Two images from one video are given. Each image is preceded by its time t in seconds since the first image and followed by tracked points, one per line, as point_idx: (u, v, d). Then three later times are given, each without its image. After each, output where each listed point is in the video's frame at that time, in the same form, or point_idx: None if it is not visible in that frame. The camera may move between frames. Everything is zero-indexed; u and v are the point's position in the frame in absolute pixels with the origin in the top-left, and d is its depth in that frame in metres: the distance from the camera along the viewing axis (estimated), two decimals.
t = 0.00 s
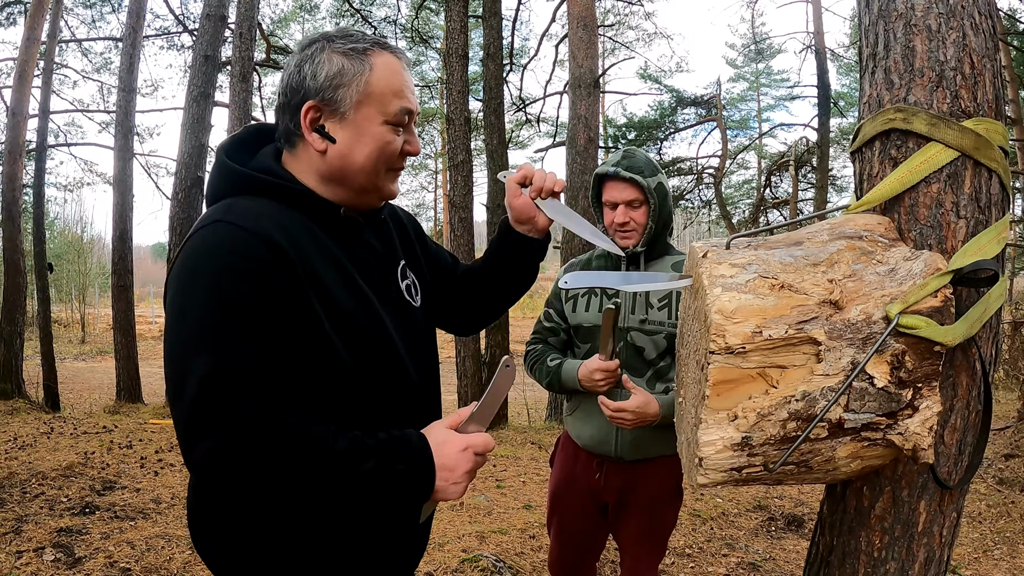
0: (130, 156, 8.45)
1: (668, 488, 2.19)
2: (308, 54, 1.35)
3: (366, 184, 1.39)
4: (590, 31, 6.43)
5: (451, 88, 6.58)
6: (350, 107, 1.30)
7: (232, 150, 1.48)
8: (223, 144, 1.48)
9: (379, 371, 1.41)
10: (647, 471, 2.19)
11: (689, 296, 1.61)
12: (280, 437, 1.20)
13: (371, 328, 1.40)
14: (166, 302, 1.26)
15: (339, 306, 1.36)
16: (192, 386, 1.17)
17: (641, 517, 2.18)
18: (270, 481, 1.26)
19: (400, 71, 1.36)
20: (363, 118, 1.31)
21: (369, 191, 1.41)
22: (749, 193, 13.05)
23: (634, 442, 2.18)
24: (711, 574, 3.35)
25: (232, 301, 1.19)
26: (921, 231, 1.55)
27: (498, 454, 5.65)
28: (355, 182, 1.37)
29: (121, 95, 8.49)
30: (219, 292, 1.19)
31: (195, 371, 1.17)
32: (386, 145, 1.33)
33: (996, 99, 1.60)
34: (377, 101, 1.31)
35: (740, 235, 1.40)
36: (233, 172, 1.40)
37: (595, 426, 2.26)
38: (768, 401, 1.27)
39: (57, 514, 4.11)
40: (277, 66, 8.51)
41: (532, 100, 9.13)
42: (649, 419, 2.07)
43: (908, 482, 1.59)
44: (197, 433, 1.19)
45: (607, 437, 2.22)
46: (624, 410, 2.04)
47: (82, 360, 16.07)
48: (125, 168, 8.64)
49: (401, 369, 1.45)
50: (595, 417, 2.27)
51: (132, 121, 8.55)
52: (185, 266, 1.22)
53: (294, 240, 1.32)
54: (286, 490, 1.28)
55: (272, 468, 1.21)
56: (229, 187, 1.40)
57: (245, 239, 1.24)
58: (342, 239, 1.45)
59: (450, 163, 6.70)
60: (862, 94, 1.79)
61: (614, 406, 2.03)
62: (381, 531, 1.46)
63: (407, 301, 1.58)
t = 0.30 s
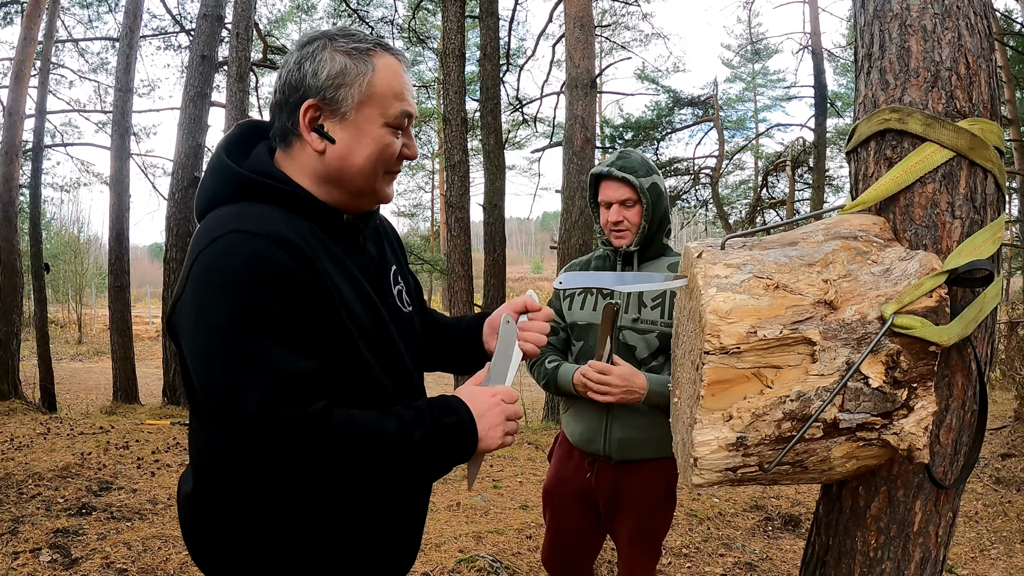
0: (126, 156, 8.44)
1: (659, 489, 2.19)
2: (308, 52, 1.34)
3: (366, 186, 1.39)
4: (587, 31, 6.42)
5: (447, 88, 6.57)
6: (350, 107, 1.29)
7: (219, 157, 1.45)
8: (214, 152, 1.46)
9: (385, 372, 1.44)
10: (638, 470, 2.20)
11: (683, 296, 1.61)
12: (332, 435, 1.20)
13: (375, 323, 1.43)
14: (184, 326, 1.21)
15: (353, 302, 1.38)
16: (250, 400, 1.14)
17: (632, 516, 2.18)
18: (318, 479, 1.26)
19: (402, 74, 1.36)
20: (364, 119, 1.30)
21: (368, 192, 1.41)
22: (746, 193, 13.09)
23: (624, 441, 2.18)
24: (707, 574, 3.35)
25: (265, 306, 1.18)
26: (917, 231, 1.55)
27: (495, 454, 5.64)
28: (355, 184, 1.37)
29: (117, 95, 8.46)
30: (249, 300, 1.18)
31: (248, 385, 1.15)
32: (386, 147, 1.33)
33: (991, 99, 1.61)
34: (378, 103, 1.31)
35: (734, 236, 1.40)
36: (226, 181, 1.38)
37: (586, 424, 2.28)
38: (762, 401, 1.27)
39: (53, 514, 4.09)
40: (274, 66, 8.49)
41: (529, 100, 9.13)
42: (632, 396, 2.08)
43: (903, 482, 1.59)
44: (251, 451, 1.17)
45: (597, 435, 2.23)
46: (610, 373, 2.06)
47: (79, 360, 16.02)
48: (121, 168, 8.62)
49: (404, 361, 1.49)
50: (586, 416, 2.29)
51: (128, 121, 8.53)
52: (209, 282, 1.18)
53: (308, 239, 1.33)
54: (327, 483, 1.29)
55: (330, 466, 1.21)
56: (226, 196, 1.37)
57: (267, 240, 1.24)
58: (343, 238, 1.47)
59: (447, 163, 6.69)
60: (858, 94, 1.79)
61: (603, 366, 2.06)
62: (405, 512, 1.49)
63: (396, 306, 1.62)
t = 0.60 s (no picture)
0: (123, 154, 8.41)
1: (639, 483, 2.17)
2: (330, 53, 1.32)
3: (374, 190, 1.38)
4: (584, 27, 6.41)
5: (444, 84, 6.56)
6: (364, 114, 1.29)
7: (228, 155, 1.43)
8: (227, 147, 1.44)
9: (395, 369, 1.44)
10: (616, 463, 2.19)
11: (678, 292, 1.60)
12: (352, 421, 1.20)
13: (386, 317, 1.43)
14: (199, 317, 1.20)
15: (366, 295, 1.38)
16: (270, 388, 1.14)
17: (612, 509, 2.18)
18: (334, 464, 1.26)
19: (419, 85, 1.35)
20: (377, 125, 1.29)
21: (376, 196, 1.40)
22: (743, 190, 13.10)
23: (599, 432, 2.18)
24: (704, 570, 3.35)
25: (286, 296, 1.18)
26: (913, 227, 1.54)
27: (493, 451, 5.63)
28: (362, 187, 1.36)
29: (113, 92, 8.43)
30: (269, 289, 1.17)
31: (269, 372, 1.14)
32: (395, 155, 1.32)
33: (989, 94, 1.60)
34: (392, 111, 1.29)
35: (730, 231, 1.40)
36: (235, 179, 1.36)
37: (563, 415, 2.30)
38: (758, 397, 1.27)
39: (50, 512, 4.07)
40: (270, 63, 8.46)
41: (526, 96, 9.12)
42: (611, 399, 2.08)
43: (900, 479, 1.58)
44: (271, 439, 1.16)
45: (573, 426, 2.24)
46: (592, 386, 2.04)
47: (76, 358, 15.98)
48: (117, 165, 8.59)
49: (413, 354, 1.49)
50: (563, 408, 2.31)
51: (124, 118, 8.50)
52: (227, 272, 1.17)
53: (323, 233, 1.33)
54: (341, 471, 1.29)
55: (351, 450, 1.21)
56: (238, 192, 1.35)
57: (284, 231, 1.23)
58: (353, 234, 1.46)
59: (444, 160, 6.67)
60: (855, 89, 1.78)
61: (586, 379, 2.01)
62: (408, 506, 1.48)
63: (401, 304, 1.61)
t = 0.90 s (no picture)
0: (119, 152, 8.38)
1: (621, 475, 2.17)
2: (342, 52, 1.31)
3: (376, 189, 1.37)
4: (581, 23, 6.39)
5: (440, 81, 6.54)
6: (370, 113, 1.27)
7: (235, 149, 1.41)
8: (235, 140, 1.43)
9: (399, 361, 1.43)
10: (596, 456, 2.20)
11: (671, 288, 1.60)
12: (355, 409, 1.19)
13: (390, 309, 1.42)
14: (204, 306, 1.19)
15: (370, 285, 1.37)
16: (273, 376, 1.12)
17: (596, 502, 2.18)
18: (335, 455, 1.25)
19: (427, 88, 1.33)
20: (382, 126, 1.28)
21: (379, 195, 1.39)
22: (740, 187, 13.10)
23: (580, 424, 2.18)
24: (701, 567, 3.34)
25: (291, 285, 1.17)
26: (910, 222, 1.53)
27: (490, 448, 5.62)
28: (366, 185, 1.35)
29: (109, 90, 8.41)
30: (273, 278, 1.16)
31: (273, 359, 1.13)
32: (398, 158, 1.31)
33: (985, 89, 1.59)
34: (398, 113, 1.28)
35: (725, 227, 1.39)
36: (240, 172, 1.34)
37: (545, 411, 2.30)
38: (753, 394, 1.26)
39: (47, 511, 4.06)
40: (267, 60, 8.42)
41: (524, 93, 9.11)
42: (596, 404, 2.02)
43: (896, 476, 1.57)
44: (274, 428, 1.15)
45: (554, 422, 2.25)
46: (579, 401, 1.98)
47: (74, 357, 15.93)
48: (114, 164, 8.56)
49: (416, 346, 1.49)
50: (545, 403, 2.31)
51: (121, 116, 8.47)
52: (233, 261, 1.16)
53: (328, 224, 1.32)
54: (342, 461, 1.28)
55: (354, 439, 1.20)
56: (243, 183, 1.33)
57: (289, 220, 1.22)
58: (358, 226, 1.45)
59: (440, 157, 6.66)
60: (851, 84, 1.77)
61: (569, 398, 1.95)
62: (410, 502, 1.47)
63: (404, 297, 1.60)
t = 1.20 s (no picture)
0: (118, 152, 8.38)
1: (613, 475, 2.17)
2: (339, 51, 1.31)
3: (383, 186, 1.36)
4: (580, 24, 6.39)
5: (439, 81, 6.53)
6: (373, 109, 1.27)
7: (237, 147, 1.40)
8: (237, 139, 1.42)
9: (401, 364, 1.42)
10: (587, 455, 2.20)
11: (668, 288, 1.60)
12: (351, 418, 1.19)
13: (391, 316, 1.42)
14: (205, 304, 1.18)
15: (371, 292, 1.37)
16: (271, 380, 1.12)
17: (589, 502, 2.18)
18: (335, 457, 1.24)
19: (426, 83, 1.34)
20: (384, 122, 1.28)
21: (386, 192, 1.38)
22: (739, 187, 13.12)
23: (570, 424, 2.19)
24: (700, 567, 3.34)
25: (292, 287, 1.16)
26: (907, 222, 1.52)
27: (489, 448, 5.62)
28: (373, 183, 1.34)
29: (108, 90, 8.40)
30: (275, 281, 1.15)
31: (271, 362, 1.12)
32: (403, 152, 1.31)
33: (983, 88, 1.58)
34: (400, 107, 1.28)
35: (721, 227, 1.39)
36: (244, 169, 1.34)
37: (534, 414, 2.30)
38: (749, 394, 1.26)
39: (46, 511, 4.06)
40: (266, 60, 8.42)
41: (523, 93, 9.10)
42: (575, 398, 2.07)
43: (894, 476, 1.56)
44: (273, 431, 1.14)
45: (544, 424, 2.25)
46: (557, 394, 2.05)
47: (74, 357, 15.91)
48: (113, 164, 8.55)
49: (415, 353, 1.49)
50: (533, 405, 2.31)
51: (120, 116, 8.46)
52: (235, 261, 1.15)
53: (331, 227, 1.31)
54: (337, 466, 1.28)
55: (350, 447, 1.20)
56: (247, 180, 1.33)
57: (291, 224, 1.22)
58: (359, 230, 1.44)
59: (439, 157, 6.65)
60: (848, 84, 1.76)
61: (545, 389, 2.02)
62: (407, 516, 1.47)
63: (404, 298, 1.60)
